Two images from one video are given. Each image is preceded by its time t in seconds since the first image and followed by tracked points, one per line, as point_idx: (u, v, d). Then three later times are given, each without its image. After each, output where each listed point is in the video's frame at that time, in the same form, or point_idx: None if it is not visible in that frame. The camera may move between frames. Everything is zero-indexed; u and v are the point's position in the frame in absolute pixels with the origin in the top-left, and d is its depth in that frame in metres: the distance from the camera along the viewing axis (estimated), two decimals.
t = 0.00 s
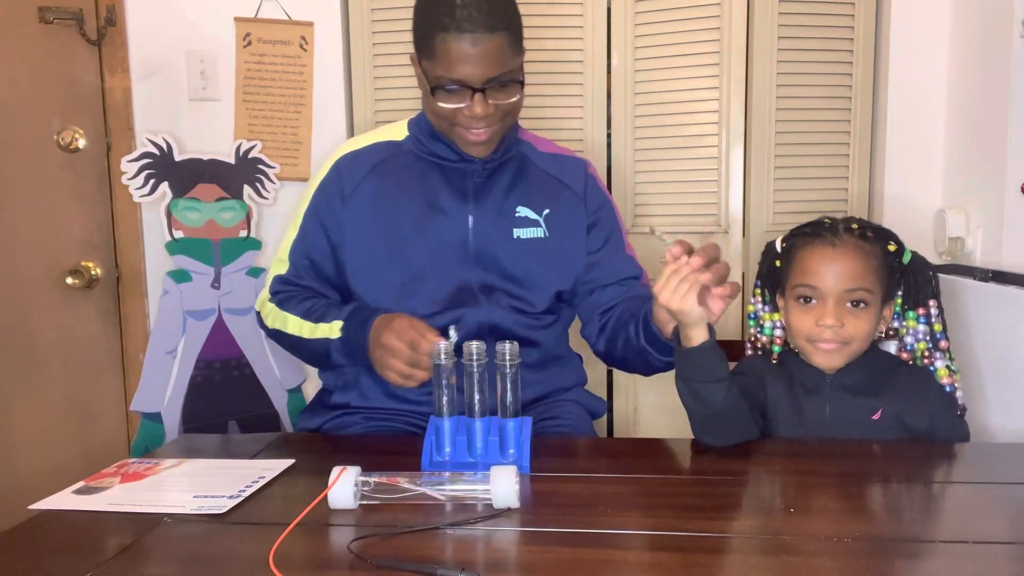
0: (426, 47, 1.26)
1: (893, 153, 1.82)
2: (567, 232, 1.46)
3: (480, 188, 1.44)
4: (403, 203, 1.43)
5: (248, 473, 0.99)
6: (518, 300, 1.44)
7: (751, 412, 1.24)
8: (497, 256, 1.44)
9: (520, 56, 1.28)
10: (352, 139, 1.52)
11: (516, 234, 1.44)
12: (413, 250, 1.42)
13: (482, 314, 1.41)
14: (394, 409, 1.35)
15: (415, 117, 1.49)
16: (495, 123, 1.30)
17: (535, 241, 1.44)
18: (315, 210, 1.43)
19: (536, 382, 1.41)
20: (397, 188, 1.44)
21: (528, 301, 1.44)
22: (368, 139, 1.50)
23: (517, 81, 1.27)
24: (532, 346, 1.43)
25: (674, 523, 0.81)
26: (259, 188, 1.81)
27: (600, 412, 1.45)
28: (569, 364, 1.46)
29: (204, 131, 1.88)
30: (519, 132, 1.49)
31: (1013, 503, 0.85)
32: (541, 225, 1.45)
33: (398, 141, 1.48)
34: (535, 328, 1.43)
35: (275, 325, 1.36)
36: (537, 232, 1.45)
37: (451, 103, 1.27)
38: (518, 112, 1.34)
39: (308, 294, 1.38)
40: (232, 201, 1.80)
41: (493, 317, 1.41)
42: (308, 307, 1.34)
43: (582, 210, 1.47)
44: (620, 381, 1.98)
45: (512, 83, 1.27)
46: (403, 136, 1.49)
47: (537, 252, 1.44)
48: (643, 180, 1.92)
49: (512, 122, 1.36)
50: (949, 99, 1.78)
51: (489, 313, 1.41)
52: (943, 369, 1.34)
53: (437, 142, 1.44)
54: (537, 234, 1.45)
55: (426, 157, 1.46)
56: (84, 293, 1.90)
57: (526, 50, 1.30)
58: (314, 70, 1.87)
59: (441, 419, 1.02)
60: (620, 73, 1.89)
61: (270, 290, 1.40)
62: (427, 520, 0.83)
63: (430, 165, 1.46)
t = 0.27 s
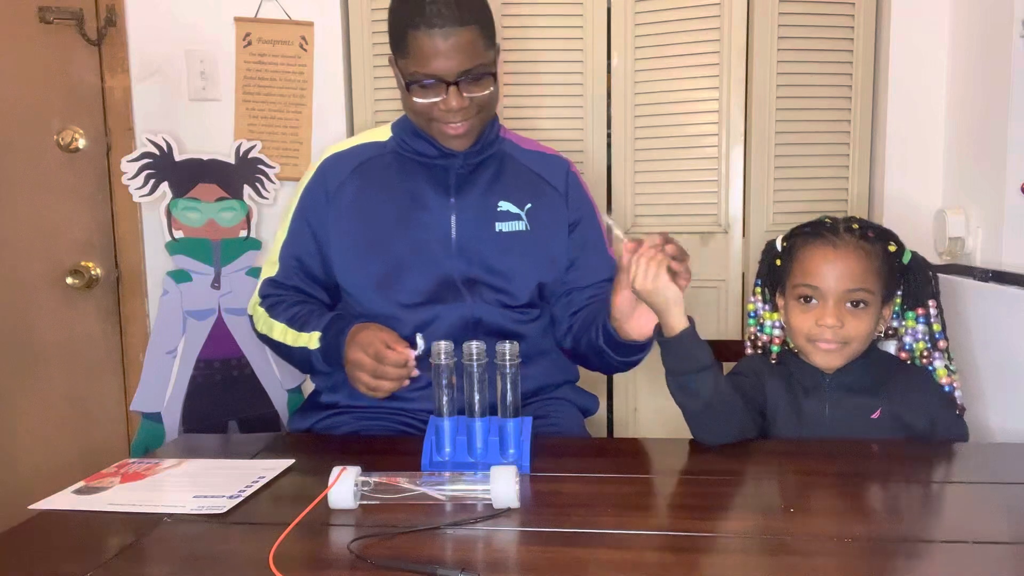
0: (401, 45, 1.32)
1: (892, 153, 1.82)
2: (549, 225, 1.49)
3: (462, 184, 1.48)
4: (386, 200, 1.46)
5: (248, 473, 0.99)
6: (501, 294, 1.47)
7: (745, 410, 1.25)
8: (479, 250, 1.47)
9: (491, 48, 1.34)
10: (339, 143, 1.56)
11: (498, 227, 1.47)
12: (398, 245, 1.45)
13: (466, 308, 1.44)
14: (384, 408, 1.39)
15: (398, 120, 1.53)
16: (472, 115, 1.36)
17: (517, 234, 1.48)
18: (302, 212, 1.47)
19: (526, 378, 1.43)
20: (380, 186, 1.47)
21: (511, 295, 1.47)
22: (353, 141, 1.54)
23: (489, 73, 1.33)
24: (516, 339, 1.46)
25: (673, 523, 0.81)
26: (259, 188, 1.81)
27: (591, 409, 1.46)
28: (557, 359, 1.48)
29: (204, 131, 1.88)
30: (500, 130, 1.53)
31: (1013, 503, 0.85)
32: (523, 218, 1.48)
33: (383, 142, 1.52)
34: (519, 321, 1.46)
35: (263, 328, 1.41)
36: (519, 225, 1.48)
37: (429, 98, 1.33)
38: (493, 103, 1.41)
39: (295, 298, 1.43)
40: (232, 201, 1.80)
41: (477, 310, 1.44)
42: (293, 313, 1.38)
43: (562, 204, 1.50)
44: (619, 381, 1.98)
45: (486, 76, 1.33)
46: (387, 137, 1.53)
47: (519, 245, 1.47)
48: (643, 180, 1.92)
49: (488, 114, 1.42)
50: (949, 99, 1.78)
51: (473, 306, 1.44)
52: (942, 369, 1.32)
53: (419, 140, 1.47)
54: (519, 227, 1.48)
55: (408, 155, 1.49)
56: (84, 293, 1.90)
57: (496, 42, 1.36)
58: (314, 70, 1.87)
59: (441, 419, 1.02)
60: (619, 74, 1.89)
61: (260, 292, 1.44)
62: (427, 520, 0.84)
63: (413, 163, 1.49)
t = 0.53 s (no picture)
0: (386, 45, 1.37)
1: (892, 153, 1.82)
2: (542, 220, 1.50)
3: (456, 181, 1.49)
4: (382, 197, 1.47)
5: (248, 473, 0.99)
6: (498, 290, 1.48)
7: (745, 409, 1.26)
8: (476, 246, 1.47)
9: (473, 44, 1.39)
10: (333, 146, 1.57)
11: (493, 222, 1.48)
12: (394, 243, 1.45)
13: (463, 304, 1.43)
14: (385, 407, 1.39)
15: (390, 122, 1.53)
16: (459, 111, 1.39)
17: (512, 229, 1.48)
18: (297, 213, 1.47)
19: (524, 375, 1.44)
20: (375, 184, 1.47)
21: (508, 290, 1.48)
22: (347, 143, 1.54)
23: (472, 67, 1.38)
24: (514, 335, 1.46)
25: (673, 523, 0.81)
26: (259, 188, 1.81)
27: (589, 408, 1.47)
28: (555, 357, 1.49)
29: (204, 131, 1.88)
30: (491, 128, 1.55)
31: (1014, 503, 0.85)
32: (517, 213, 1.49)
33: (377, 143, 1.53)
34: (516, 317, 1.46)
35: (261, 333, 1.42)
36: (513, 220, 1.49)
37: (416, 94, 1.36)
38: (479, 100, 1.44)
39: (293, 302, 1.43)
40: (232, 201, 1.80)
41: (474, 307, 1.44)
42: (291, 318, 1.38)
43: (555, 198, 1.52)
44: (620, 380, 1.98)
45: (470, 71, 1.38)
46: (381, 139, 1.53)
47: (513, 240, 1.48)
48: (643, 180, 1.92)
49: (475, 111, 1.45)
50: (949, 99, 1.78)
51: (471, 302, 1.44)
52: (946, 368, 1.30)
53: (412, 139, 1.48)
54: (513, 223, 1.49)
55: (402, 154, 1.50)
56: (84, 293, 1.90)
57: (477, 39, 1.41)
58: (313, 70, 1.86)
59: (441, 419, 1.02)
60: (619, 74, 1.89)
61: (258, 295, 1.44)
62: (427, 520, 0.83)
63: (407, 161, 1.50)
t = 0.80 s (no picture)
0: (384, 45, 1.38)
1: (892, 153, 1.82)
2: (542, 219, 1.50)
3: (455, 181, 1.49)
4: (382, 198, 1.47)
5: (248, 473, 0.99)
6: (498, 289, 1.47)
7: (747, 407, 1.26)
8: (476, 244, 1.47)
9: (470, 42, 1.40)
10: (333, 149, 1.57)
11: (493, 220, 1.48)
12: (396, 243, 1.45)
13: (464, 303, 1.43)
14: (386, 406, 1.39)
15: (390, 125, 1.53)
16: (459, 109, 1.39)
17: (512, 228, 1.48)
18: (299, 216, 1.47)
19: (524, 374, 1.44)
20: (375, 185, 1.47)
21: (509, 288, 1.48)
22: (348, 146, 1.55)
23: (470, 65, 1.38)
24: (514, 334, 1.46)
25: (672, 523, 0.81)
26: (259, 188, 1.82)
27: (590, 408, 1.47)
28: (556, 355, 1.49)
29: (204, 131, 1.88)
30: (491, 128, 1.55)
31: (1014, 503, 0.85)
32: (517, 211, 1.49)
33: (376, 145, 1.52)
34: (518, 315, 1.46)
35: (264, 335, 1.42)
36: (512, 219, 1.49)
37: (415, 93, 1.36)
38: (477, 99, 1.44)
39: (296, 304, 1.43)
40: (232, 201, 1.80)
41: (476, 305, 1.44)
42: (293, 319, 1.38)
43: (554, 196, 1.52)
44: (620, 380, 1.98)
45: (468, 68, 1.38)
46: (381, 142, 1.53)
47: (513, 238, 1.48)
48: (643, 180, 1.92)
49: (474, 109, 1.45)
50: (949, 99, 1.78)
51: (472, 300, 1.44)
52: (947, 370, 1.30)
53: (413, 140, 1.48)
54: (513, 221, 1.49)
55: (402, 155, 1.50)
56: (84, 293, 1.90)
57: (475, 37, 1.42)
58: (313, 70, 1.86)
59: (441, 419, 1.02)
60: (619, 74, 1.89)
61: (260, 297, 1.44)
62: (427, 520, 0.83)
63: (406, 162, 1.50)
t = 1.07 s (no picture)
0: (392, 45, 1.39)
1: (892, 153, 1.82)
2: (543, 219, 1.50)
3: (456, 181, 1.49)
4: (383, 198, 1.47)
5: (248, 473, 0.99)
6: (498, 289, 1.47)
7: (747, 407, 1.26)
8: (477, 245, 1.47)
9: (478, 43, 1.41)
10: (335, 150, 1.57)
11: (494, 221, 1.48)
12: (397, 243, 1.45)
13: (465, 303, 1.43)
14: (385, 406, 1.39)
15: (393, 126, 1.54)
16: (465, 109, 1.40)
17: (512, 228, 1.48)
18: (301, 218, 1.47)
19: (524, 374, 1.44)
20: (376, 185, 1.48)
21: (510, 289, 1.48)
22: (350, 147, 1.55)
23: (477, 65, 1.38)
24: (514, 334, 1.46)
25: (673, 523, 0.81)
26: (259, 188, 1.82)
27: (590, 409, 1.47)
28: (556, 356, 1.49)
29: (204, 131, 1.88)
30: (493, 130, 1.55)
31: (1015, 503, 0.85)
32: (517, 212, 1.49)
33: (378, 147, 1.53)
34: (518, 315, 1.46)
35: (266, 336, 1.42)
36: (513, 219, 1.49)
37: (423, 92, 1.37)
38: (484, 101, 1.45)
39: (298, 304, 1.43)
40: (232, 201, 1.80)
41: (476, 305, 1.44)
42: (295, 319, 1.38)
43: (554, 197, 1.52)
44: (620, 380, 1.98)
45: (476, 68, 1.39)
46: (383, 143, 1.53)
47: (514, 238, 1.48)
48: (643, 181, 1.92)
49: (481, 112, 1.46)
50: (949, 99, 1.78)
51: (472, 300, 1.44)
52: (950, 370, 1.32)
53: (416, 141, 1.48)
54: (513, 221, 1.49)
55: (404, 156, 1.50)
56: (84, 293, 1.90)
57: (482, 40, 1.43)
58: (314, 70, 1.86)
59: (441, 419, 1.02)
60: (620, 73, 1.89)
61: (263, 298, 1.45)
62: (427, 520, 0.83)
63: (407, 163, 1.50)
